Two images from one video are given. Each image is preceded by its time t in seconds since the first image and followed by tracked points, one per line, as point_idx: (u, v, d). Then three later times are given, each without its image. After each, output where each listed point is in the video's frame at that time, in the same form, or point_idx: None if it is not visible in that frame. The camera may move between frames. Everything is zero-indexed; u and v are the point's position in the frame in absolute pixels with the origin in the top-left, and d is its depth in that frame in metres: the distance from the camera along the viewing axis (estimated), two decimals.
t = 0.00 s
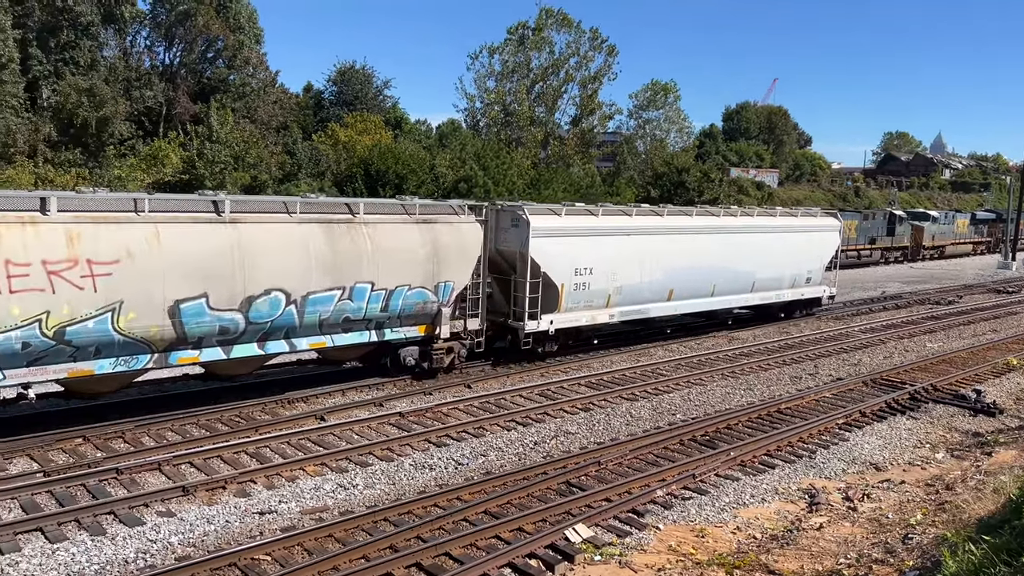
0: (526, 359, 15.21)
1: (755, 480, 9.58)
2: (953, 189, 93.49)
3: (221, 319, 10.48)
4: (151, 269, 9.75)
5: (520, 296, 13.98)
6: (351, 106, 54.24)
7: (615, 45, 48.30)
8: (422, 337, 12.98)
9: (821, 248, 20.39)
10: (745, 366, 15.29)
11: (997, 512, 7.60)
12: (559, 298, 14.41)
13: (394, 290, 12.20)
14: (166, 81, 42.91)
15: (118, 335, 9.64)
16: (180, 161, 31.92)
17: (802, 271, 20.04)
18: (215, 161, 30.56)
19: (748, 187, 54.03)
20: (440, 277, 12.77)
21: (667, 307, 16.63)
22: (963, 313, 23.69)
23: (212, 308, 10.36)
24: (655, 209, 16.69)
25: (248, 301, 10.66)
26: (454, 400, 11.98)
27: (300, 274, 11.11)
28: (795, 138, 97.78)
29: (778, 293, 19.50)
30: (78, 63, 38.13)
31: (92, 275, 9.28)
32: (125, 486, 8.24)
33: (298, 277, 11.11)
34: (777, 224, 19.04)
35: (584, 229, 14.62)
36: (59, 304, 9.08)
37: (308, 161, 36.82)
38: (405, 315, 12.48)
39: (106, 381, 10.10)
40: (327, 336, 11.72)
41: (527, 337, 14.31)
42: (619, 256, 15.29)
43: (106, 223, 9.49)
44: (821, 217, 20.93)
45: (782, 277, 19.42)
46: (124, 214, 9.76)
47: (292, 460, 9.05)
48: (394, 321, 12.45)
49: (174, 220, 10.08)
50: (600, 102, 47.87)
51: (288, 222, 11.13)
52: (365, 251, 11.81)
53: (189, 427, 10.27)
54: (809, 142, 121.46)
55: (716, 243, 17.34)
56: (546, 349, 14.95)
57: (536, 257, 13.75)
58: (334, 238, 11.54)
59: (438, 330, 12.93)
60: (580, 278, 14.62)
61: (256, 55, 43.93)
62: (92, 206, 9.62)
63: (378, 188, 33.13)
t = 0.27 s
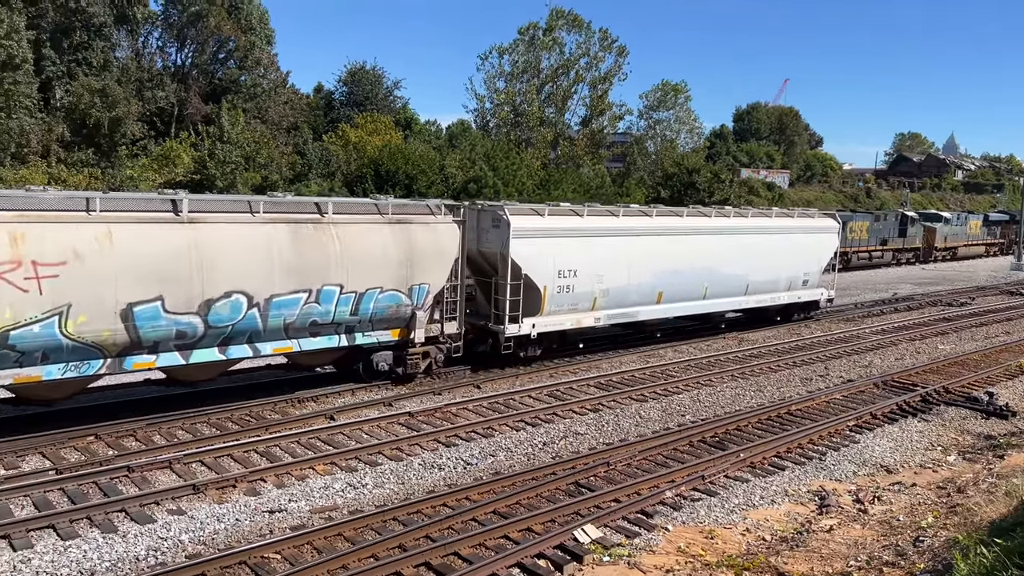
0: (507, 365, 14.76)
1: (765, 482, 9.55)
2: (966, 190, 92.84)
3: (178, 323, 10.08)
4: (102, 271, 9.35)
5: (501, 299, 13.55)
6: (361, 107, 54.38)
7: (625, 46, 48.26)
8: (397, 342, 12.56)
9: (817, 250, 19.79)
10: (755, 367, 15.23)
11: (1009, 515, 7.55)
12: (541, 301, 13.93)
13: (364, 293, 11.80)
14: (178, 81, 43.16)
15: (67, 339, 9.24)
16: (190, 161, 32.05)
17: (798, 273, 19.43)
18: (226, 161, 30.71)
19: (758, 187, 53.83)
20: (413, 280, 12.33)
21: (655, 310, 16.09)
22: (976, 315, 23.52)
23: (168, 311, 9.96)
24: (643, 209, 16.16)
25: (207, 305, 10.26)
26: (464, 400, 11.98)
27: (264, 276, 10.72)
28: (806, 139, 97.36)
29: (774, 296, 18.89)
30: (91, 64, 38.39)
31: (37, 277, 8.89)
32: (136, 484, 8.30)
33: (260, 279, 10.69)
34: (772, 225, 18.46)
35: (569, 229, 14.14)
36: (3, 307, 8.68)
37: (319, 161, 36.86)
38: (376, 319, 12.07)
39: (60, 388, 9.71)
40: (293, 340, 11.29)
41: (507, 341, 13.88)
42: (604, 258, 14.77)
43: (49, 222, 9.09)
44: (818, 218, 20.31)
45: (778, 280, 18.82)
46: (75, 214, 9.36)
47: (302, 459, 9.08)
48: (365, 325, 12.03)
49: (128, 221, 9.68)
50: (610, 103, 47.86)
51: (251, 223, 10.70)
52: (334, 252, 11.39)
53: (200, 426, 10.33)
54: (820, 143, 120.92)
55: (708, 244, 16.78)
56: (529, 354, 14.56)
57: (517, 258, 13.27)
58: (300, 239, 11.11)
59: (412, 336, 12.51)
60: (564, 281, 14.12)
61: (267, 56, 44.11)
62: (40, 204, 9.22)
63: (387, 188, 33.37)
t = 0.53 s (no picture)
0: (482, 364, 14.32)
1: (772, 480, 9.53)
2: (976, 188, 92.32)
3: (128, 323, 9.54)
4: (44, 269, 8.83)
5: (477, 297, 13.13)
6: (369, 103, 54.43)
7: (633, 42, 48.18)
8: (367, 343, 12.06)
9: (813, 248, 19.25)
10: (763, 365, 15.19)
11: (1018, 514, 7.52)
12: (520, 300, 13.51)
13: (329, 292, 11.30)
14: (187, 77, 43.31)
15: (7, 340, 8.72)
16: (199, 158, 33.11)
17: (794, 271, 18.90)
18: (235, 157, 30.83)
19: (766, 185, 53.64)
20: (382, 278, 11.84)
21: (643, 310, 15.63)
22: (986, 313, 23.40)
23: (117, 311, 9.43)
24: (629, 206, 15.71)
25: (159, 304, 9.74)
26: (470, 396, 11.99)
27: (219, 274, 10.21)
28: (815, 136, 96.95)
29: (768, 295, 18.37)
30: (100, 60, 38.55)
31: None
32: (145, 479, 8.34)
33: (216, 277, 10.19)
34: (766, 223, 17.93)
35: (549, 226, 13.71)
36: None
37: (327, 157, 36.86)
38: (344, 319, 11.55)
39: (3, 390, 9.17)
40: (255, 341, 10.74)
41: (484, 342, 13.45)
42: (588, 256, 14.33)
43: None
44: (815, 215, 19.75)
45: (772, 279, 18.30)
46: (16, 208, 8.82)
47: (309, 454, 9.11)
48: (331, 325, 11.50)
49: (73, 216, 9.15)
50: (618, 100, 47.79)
51: (207, 218, 10.20)
52: (296, 249, 10.89)
53: (208, 421, 10.37)
54: (829, 140, 120.39)
55: (697, 242, 16.27)
56: (506, 354, 14.14)
57: (493, 256, 12.86)
58: (260, 235, 10.62)
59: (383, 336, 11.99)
60: (543, 279, 13.69)
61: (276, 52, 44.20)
62: None
63: (395, 185, 33.63)
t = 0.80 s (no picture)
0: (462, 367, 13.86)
1: (782, 480, 9.50)
2: (989, 187, 91.72)
3: (77, 327, 9.10)
4: None
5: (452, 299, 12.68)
6: (379, 103, 54.52)
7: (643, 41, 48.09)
8: (335, 346, 11.65)
9: (809, 248, 18.80)
10: (774, 365, 15.14)
11: None
12: (498, 302, 13.11)
13: (294, 293, 10.89)
14: (198, 77, 43.51)
15: None
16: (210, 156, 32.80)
17: (789, 272, 18.45)
18: (245, 157, 30.95)
19: (776, 184, 53.44)
20: (350, 280, 11.44)
21: (628, 312, 15.18)
22: (998, 313, 23.24)
23: (64, 315, 8.97)
24: (614, 205, 15.27)
25: (110, 307, 9.29)
26: (479, 396, 12.00)
27: (176, 276, 9.77)
28: (826, 134, 96.50)
29: (762, 296, 17.92)
30: (112, 60, 38.79)
31: None
32: (156, 477, 8.39)
33: (172, 279, 9.75)
34: (759, 222, 17.49)
35: (529, 226, 13.31)
36: None
37: (336, 157, 37.09)
38: (310, 321, 11.12)
39: None
40: (215, 345, 10.31)
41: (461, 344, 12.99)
42: (568, 257, 13.91)
43: None
44: (809, 214, 19.29)
45: (766, 279, 17.86)
46: None
47: (318, 453, 9.14)
48: (296, 328, 11.08)
49: (18, 215, 8.65)
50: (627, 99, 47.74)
51: (163, 217, 9.74)
52: (258, 250, 10.47)
53: (219, 419, 10.42)
54: (840, 139, 119.87)
55: (686, 242, 15.83)
56: (486, 358, 13.67)
57: (470, 256, 12.46)
58: (219, 235, 10.17)
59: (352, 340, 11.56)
60: (522, 280, 13.29)
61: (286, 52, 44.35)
62: None
63: (405, 184, 33.67)
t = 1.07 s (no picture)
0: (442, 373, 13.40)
1: (796, 483, 9.44)
2: (1006, 188, 90.84)
3: (25, 332, 8.70)
4: None
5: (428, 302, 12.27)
6: (392, 104, 54.68)
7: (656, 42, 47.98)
8: (305, 351, 11.17)
9: (808, 250, 18.27)
10: (788, 367, 15.06)
11: None
12: (479, 306, 12.68)
13: (259, 297, 10.45)
14: (213, 79, 43.81)
15: None
16: (225, 158, 33.11)
17: (787, 275, 17.92)
18: (260, 158, 31.14)
19: (791, 185, 53.15)
20: (319, 282, 11.01)
21: (616, 316, 14.69)
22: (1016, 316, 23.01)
23: (10, 319, 8.56)
24: (602, 206, 14.78)
25: (60, 311, 8.91)
26: (491, 397, 12.01)
27: (131, 278, 9.36)
28: (841, 135, 95.88)
29: (759, 300, 17.40)
30: (128, 62, 39.15)
31: None
32: (171, 476, 8.45)
33: (128, 282, 9.35)
34: (756, 223, 16.94)
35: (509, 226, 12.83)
36: None
37: (350, 158, 37.25)
38: (276, 325, 10.65)
39: None
40: (174, 351, 9.85)
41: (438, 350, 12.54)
42: (552, 259, 13.44)
43: None
44: (809, 214, 18.74)
45: (762, 282, 17.33)
46: None
47: (332, 453, 9.17)
48: (262, 333, 10.61)
49: None
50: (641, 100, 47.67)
51: (118, 217, 9.31)
52: (219, 251, 10.04)
53: (233, 419, 10.48)
54: (855, 140, 119.11)
55: (678, 244, 15.33)
56: (466, 363, 13.20)
57: (448, 259, 12.05)
58: (178, 236, 9.75)
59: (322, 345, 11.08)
60: (504, 283, 12.86)
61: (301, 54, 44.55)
62: None
63: (418, 185, 33.70)
